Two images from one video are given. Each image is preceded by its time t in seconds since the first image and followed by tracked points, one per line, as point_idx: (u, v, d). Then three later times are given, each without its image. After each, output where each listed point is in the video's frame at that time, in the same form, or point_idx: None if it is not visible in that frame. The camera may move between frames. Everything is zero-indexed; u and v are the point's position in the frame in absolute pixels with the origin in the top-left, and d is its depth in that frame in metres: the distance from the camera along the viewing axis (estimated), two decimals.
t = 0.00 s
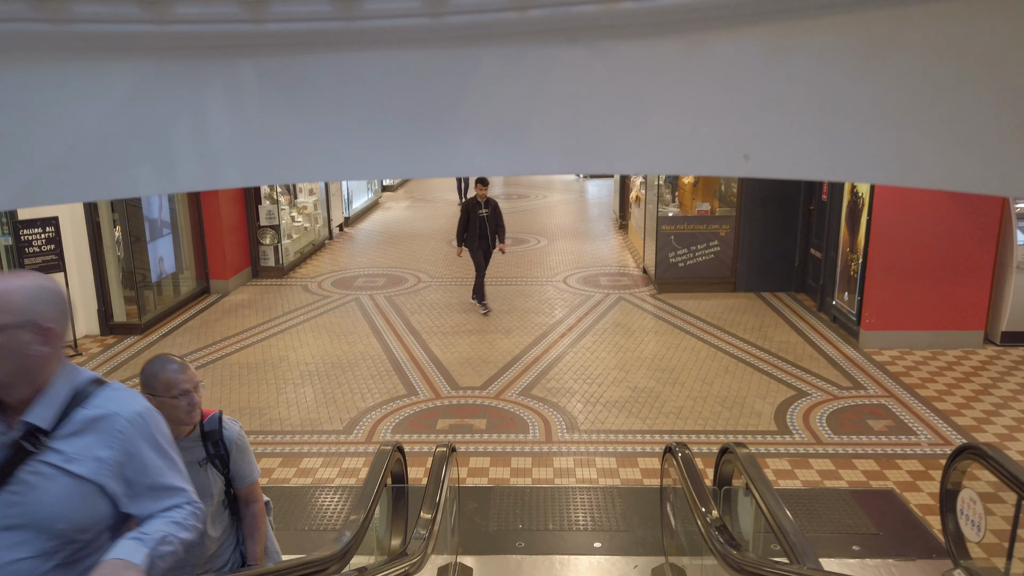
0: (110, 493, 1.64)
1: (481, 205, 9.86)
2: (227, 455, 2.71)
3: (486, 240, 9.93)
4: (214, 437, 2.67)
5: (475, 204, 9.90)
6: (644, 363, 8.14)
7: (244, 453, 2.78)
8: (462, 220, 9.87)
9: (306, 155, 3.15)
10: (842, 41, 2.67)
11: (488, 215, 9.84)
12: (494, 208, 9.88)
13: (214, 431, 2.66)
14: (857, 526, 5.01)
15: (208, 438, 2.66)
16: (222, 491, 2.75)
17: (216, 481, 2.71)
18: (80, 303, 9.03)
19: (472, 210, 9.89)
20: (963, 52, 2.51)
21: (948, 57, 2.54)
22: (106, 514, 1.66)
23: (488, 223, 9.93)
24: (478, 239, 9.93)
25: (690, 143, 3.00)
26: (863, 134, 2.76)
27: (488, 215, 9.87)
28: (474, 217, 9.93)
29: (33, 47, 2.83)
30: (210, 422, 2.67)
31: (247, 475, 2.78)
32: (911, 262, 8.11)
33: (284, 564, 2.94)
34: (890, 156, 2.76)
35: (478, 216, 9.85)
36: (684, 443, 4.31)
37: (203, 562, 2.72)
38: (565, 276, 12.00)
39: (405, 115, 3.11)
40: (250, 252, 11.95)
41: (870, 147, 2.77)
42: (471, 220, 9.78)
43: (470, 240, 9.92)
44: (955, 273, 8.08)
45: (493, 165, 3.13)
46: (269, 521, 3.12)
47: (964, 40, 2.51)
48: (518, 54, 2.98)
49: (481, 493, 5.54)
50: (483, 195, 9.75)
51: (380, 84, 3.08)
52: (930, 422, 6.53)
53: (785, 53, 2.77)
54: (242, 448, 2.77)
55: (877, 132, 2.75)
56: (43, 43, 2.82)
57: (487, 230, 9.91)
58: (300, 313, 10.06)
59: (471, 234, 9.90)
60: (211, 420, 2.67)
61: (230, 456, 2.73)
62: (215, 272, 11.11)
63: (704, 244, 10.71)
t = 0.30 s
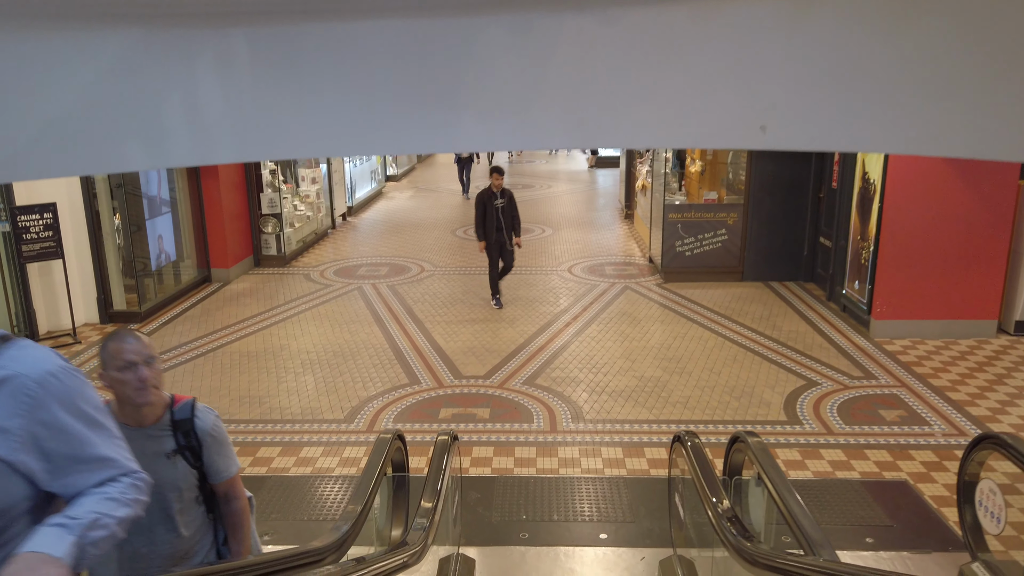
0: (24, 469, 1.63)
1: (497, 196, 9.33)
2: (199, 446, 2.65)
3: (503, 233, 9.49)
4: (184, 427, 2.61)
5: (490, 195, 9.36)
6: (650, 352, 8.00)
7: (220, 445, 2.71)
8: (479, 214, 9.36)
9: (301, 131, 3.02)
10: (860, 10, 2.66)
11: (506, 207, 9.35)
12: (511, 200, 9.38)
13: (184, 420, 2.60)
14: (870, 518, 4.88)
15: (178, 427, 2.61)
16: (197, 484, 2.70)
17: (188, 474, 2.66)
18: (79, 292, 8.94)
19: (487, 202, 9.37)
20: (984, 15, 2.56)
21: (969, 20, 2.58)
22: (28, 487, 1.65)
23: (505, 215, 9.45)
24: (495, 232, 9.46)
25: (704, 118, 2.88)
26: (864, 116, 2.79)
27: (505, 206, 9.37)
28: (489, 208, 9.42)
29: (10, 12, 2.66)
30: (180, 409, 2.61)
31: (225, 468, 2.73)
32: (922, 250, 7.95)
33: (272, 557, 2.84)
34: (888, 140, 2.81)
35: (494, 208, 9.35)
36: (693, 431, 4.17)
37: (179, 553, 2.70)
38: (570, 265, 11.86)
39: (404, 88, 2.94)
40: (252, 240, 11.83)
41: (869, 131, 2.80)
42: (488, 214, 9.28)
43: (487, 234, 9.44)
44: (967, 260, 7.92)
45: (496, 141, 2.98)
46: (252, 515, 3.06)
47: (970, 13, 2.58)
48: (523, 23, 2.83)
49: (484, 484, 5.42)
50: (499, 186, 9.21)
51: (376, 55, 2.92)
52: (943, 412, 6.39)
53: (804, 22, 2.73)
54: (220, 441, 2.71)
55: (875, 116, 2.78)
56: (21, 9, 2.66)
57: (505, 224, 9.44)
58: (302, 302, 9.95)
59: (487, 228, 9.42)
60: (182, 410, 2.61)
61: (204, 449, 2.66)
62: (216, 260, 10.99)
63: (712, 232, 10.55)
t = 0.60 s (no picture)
0: None
1: (519, 188, 8.96)
2: (148, 429, 2.34)
3: (525, 227, 9.11)
4: (131, 406, 2.31)
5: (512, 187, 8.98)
6: (656, 341, 7.86)
7: (175, 430, 2.40)
8: (499, 206, 8.98)
9: (298, 105, 2.74)
10: None
11: (528, 199, 8.99)
12: (533, 192, 9.02)
13: (131, 399, 2.31)
14: (883, 510, 4.75)
15: (123, 406, 2.31)
16: (149, 473, 2.39)
17: (136, 462, 2.35)
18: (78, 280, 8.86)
19: (508, 194, 9.00)
20: None
21: None
22: None
23: (526, 207, 9.07)
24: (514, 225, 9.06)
25: (718, 104, 2.66)
26: (883, 89, 2.61)
27: (526, 199, 9.00)
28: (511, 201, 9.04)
29: None
30: (127, 388, 2.33)
31: (180, 456, 2.42)
32: (936, 238, 7.78)
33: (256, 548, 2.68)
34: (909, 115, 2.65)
35: (515, 201, 8.99)
36: (703, 421, 4.04)
37: (133, 549, 2.40)
38: (575, 254, 11.71)
39: (399, 55, 2.69)
40: (254, 229, 11.71)
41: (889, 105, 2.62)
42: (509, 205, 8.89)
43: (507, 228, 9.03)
44: (981, 249, 7.76)
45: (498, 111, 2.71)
46: (218, 515, 2.70)
47: None
48: None
49: (487, 474, 5.30)
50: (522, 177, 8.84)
51: (371, 18, 2.67)
52: (958, 402, 6.24)
53: None
54: (175, 426, 2.40)
55: (887, 92, 2.62)
56: None
57: (525, 217, 9.05)
58: (303, 290, 9.83)
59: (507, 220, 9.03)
60: (128, 387, 2.33)
61: (155, 433, 2.36)
62: (217, 248, 10.86)
63: (719, 220, 10.39)
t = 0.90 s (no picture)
0: None
1: (543, 176, 8.57)
2: (84, 410, 2.02)
3: (551, 216, 8.73)
4: (62, 384, 2.00)
5: (535, 176, 8.57)
6: (662, 331, 7.71)
7: (117, 414, 2.07)
8: (523, 196, 8.57)
9: (291, 76, 2.51)
10: None
11: (553, 187, 8.61)
12: (557, 179, 8.65)
13: (62, 375, 1.99)
14: (899, 503, 4.60)
15: (53, 383, 2.00)
16: (87, 462, 2.08)
17: (70, 448, 2.03)
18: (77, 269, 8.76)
19: (532, 184, 8.58)
20: None
21: None
22: None
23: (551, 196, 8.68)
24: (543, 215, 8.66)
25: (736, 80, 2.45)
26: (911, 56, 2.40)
27: (551, 186, 8.62)
28: (534, 190, 8.64)
29: None
30: (57, 362, 2.00)
31: (122, 444, 2.09)
32: (950, 227, 7.63)
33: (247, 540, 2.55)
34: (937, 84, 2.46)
35: (541, 190, 8.60)
36: (713, 411, 3.90)
37: (72, 547, 2.11)
38: (581, 244, 11.56)
39: (387, 23, 2.48)
40: (255, 218, 11.59)
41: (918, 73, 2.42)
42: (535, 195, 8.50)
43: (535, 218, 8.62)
44: (996, 239, 7.60)
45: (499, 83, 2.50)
46: (174, 508, 2.39)
47: None
48: None
49: (490, 466, 5.17)
50: (547, 164, 8.46)
51: None
52: (973, 393, 6.09)
53: None
54: (118, 410, 2.07)
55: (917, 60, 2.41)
56: None
57: (553, 205, 8.67)
58: (305, 280, 9.70)
59: (534, 211, 8.62)
60: (60, 361, 2.00)
61: (90, 416, 2.03)
62: (218, 237, 10.72)
63: (727, 209, 10.23)
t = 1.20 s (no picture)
0: None
1: (567, 170, 8.08)
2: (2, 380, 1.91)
3: (574, 213, 8.23)
4: None
5: (558, 170, 8.09)
6: (669, 321, 7.57)
7: (42, 384, 1.96)
8: (545, 192, 8.08)
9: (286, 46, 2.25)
10: None
11: (576, 183, 8.11)
12: (581, 175, 8.16)
13: None
14: (914, 496, 4.46)
15: None
16: (12, 442, 1.96)
17: None
18: (75, 257, 8.67)
19: (554, 178, 8.09)
20: None
21: None
22: None
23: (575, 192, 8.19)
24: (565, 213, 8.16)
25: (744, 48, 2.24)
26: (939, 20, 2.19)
27: (574, 182, 8.12)
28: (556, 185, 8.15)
29: None
30: None
31: (49, 418, 1.97)
32: (963, 216, 7.47)
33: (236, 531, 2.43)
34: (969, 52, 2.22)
35: (563, 185, 8.10)
36: (724, 400, 3.76)
37: None
38: (586, 233, 11.41)
39: None
40: (257, 206, 11.46)
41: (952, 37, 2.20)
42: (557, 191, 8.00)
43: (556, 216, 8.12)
44: (1011, 227, 7.44)
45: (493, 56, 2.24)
46: (119, 498, 2.27)
47: None
48: None
49: (493, 457, 5.04)
50: (570, 158, 7.96)
51: None
52: (989, 384, 5.95)
53: None
54: (40, 379, 1.95)
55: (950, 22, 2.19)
56: None
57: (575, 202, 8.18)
58: (306, 269, 9.57)
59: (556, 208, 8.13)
60: None
61: (11, 385, 1.92)
62: (219, 225, 10.59)
63: (735, 198, 10.06)
